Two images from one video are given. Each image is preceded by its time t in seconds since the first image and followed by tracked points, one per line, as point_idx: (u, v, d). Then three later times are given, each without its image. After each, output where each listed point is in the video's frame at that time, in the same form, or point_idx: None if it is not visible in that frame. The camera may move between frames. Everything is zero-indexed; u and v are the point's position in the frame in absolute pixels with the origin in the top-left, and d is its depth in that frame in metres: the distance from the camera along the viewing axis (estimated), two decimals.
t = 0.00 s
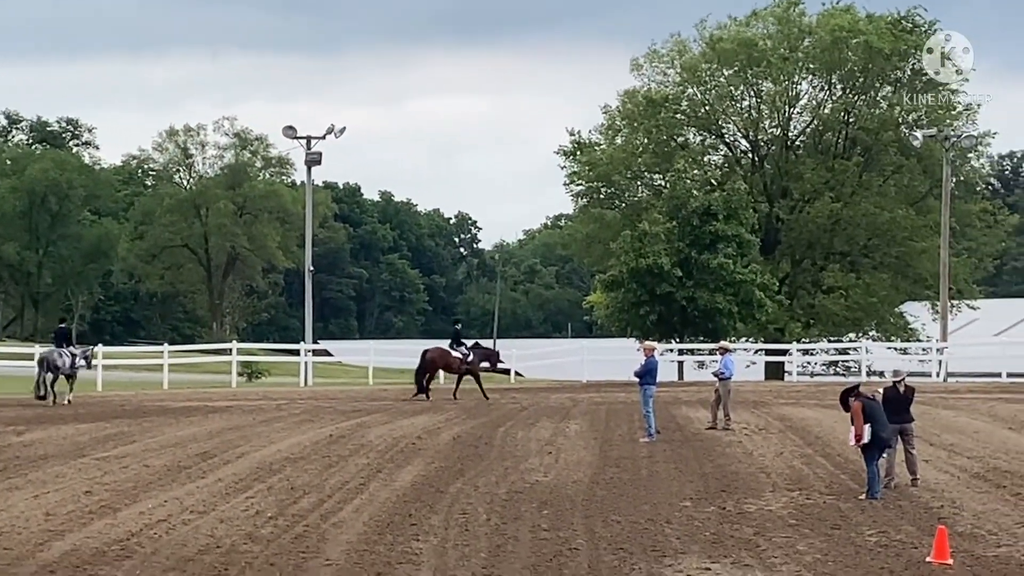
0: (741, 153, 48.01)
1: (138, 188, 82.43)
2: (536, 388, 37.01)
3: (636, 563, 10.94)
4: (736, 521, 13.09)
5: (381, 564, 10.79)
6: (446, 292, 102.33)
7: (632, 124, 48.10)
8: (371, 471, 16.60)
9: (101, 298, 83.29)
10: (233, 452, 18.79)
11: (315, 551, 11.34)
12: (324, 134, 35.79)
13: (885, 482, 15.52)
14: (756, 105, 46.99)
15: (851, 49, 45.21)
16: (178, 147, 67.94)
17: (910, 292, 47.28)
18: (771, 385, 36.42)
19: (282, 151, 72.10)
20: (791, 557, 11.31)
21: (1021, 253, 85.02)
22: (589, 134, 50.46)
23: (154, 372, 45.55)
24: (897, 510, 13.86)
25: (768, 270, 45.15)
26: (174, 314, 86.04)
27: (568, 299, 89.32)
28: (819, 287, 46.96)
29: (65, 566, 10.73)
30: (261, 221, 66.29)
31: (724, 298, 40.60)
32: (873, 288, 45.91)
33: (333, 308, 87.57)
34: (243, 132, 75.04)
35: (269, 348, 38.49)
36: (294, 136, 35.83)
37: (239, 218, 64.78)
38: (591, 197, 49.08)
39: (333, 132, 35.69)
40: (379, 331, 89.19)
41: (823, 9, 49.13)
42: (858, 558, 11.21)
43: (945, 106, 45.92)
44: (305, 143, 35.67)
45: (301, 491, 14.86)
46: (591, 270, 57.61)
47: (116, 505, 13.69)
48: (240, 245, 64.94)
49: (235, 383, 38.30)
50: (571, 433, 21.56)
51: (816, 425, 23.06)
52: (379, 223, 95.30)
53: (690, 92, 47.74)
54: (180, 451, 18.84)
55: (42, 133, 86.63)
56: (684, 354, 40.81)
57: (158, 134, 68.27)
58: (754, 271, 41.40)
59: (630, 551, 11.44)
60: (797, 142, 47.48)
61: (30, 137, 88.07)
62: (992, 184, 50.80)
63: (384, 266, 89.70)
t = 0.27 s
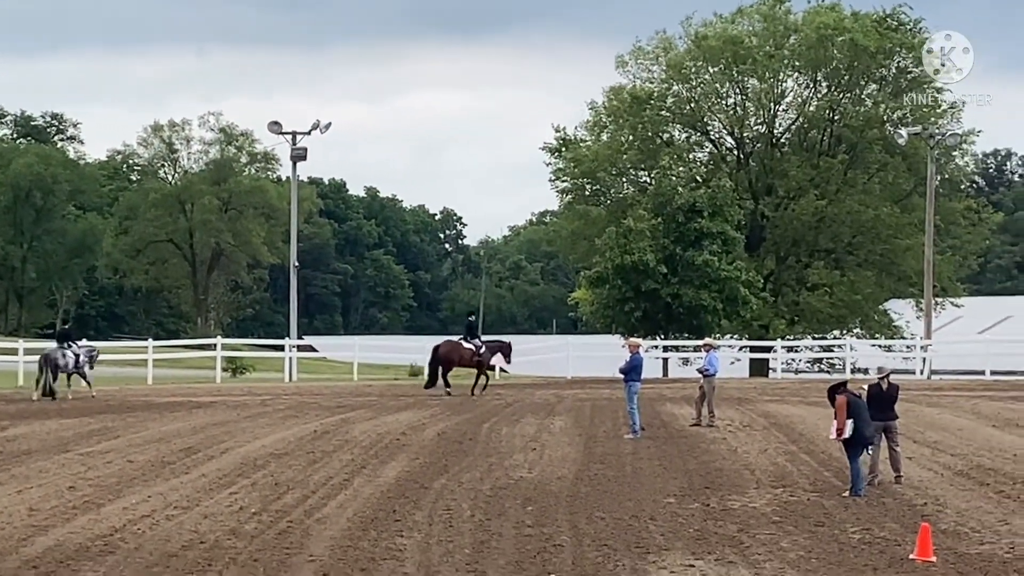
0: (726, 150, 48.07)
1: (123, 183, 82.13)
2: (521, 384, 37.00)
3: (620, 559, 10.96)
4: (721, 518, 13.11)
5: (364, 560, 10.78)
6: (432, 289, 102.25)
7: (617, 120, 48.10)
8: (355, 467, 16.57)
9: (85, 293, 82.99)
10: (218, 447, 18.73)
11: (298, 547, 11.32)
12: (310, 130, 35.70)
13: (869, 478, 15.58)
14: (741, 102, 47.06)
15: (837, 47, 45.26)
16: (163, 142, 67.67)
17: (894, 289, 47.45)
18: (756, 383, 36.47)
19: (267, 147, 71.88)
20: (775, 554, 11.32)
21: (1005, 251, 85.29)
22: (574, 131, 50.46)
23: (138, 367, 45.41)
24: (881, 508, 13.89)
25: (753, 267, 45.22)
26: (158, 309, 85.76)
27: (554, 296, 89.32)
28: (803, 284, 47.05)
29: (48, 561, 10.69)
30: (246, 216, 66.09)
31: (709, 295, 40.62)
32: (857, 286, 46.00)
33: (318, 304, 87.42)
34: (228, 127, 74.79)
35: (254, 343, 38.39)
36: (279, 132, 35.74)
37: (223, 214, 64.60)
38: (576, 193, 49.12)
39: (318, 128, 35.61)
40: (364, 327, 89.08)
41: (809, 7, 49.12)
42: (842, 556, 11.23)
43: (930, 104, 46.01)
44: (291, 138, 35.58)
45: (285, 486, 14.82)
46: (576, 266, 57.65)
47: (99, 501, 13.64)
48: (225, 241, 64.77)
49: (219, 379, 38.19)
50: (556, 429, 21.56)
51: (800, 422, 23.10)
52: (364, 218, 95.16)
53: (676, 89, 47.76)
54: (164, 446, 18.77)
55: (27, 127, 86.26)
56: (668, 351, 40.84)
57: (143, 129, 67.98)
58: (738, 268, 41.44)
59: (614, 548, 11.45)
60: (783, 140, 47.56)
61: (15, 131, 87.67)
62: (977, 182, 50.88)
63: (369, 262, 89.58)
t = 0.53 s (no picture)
0: (712, 148, 48.16)
1: (109, 179, 81.88)
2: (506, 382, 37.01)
3: (605, 557, 10.97)
4: (705, 515, 13.15)
5: (349, 557, 10.77)
6: (417, 286, 102.26)
7: (603, 118, 48.14)
8: (340, 464, 16.56)
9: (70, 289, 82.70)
10: (202, 444, 18.70)
11: (284, 544, 11.30)
12: (296, 127, 35.66)
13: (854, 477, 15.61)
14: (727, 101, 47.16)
15: (824, 46, 45.33)
16: (149, 138, 67.48)
17: (879, 288, 47.62)
18: (741, 381, 36.58)
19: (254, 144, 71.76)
20: (761, 551, 11.36)
21: (989, 250, 85.68)
22: (561, 129, 50.51)
23: (123, 364, 45.26)
24: (865, 506, 13.93)
25: (738, 265, 45.32)
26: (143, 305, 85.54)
27: (539, 293, 89.41)
28: (789, 282, 47.16)
29: (33, 557, 10.66)
30: (232, 213, 65.97)
31: (695, 293, 40.69)
32: (843, 284, 46.15)
33: (304, 301, 87.33)
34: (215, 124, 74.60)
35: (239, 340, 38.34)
36: (265, 129, 35.70)
37: (210, 211, 64.45)
38: (562, 191, 49.20)
39: (304, 125, 35.59)
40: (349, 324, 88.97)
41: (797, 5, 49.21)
42: (826, 554, 11.25)
43: (916, 103, 46.12)
44: (277, 136, 35.54)
45: (271, 483, 14.81)
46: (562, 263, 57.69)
47: (84, 497, 13.59)
48: (211, 237, 64.66)
49: (205, 375, 38.09)
50: (541, 427, 21.58)
51: (785, 421, 23.16)
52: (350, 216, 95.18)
53: (662, 87, 47.85)
54: (149, 443, 18.72)
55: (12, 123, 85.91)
56: (654, 349, 40.91)
57: (128, 125, 67.78)
58: (724, 266, 41.52)
59: (599, 545, 11.47)
60: (769, 138, 47.67)
61: None
62: (962, 181, 51.01)
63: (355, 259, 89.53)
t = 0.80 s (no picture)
0: (696, 148, 48.21)
1: (92, 176, 81.55)
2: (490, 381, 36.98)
3: (588, 556, 10.97)
4: (688, 515, 13.16)
5: (332, 555, 10.74)
6: (400, 284, 102.15)
7: (588, 117, 48.12)
8: (323, 462, 16.52)
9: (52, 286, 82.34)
10: (185, 442, 18.63)
11: (266, 542, 11.27)
12: (280, 125, 35.58)
13: (836, 476, 15.64)
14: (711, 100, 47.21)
15: (808, 46, 45.35)
16: (132, 136, 67.22)
17: (862, 288, 47.72)
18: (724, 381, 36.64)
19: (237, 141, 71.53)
20: (743, 551, 11.38)
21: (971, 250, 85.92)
22: (546, 127, 50.50)
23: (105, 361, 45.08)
24: (847, 506, 13.96)
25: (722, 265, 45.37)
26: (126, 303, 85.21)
27: (522, 292, 89.39)
28: (772, 282, 47.24)
29: (14, 555, 10.60)
30: (215, 211, 65.76)
31: (677, 293, 40.72)
32: (826, 284, 46.27)
33: (287, 299, 87.15)
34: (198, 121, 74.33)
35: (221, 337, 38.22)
36: (249, 127, 35.61)
37: (192, 209, 64.21)
38: (545, 190, 49.24)
39: (288, 123, 35.52)
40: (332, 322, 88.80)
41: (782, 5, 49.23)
42: (809, 553, 11.27)
43: (900, 104, 46.21)
44: (261, 134, 35.46)
45: (253, 481, 14.77)
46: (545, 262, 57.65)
47: (66, 494, 13.54)
48: (194, 235, 64.42)
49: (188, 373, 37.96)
50: (524, 426, 21.57)
51: (768, 420, 23.19)
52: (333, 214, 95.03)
53: (647, 86, 47.89)
54: (131, 440, 18.65)
55: None
56: (637, 348, 40.92)
57: (111, 123, 67.47)
58: (707, 266, 41.56)
59: (583, 544, 11.46)
60: (752, 138, 47.75)
61: None
62: (946, 182, 51.09)
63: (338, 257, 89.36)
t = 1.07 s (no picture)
0: (679, 147, 48.28)
1: (74, 173, 81.21)
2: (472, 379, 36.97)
3: (569, 554, 10.97)
4: (669, 514, 13.17)
5: (313, 553, 10.72)
6: (383, 282, 102.04)
7: (571, 116, 48.13)
8: (305, 460, 16.47)
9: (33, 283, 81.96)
10: (166, 439, 18.56)
11: (247, 539, 11.24)
12: (262, 122, 35.49)
13: (817, 476, 15.67)
14: (694, 100, 47.26)
15: (791, 46, 45.40)
16: (115, 133, 66.94)
17: (843, 288, 47.84)
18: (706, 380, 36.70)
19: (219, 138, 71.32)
20: (724, 550, 11.39)
21: (952, 251, 86.37)
22: (529, 125, 50.49)
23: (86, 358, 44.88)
24: (828, 505, 13.99)
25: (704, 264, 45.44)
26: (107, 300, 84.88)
27: (504, 291, 89.39)
28: (754, 281, 47.35)
29: None
30: (197, 208, 65.53)
31: (660, 292, 40.76)
32: (807, 284, 46.41)
33: (269, 297, 86.96)
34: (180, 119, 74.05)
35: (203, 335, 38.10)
36: (231, 124, 35.51)
37: (174, 206, 63.98)
38: (528, 188, 49.19)
39: (271, 121, 35.44)
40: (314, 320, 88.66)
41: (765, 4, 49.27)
42: (790, 552, 11.30)
43: (882, 103, 46.31)
44: (243, 131, 35.36)
45: (235, 479, 14.71)
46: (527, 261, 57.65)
47: (47, 491, 13.48)
48: (176, 233, 64.19)
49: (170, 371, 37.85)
50: (506, 424, 21.56)
51: (749, 420, 23.22)
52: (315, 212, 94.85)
53: (629, 85, 47.95)
54: (113, 438, 18.58)
55: None
56: (620, 347, 40.93)
57: (93, 119, 67.16)
58: (689, 266, 41.62)
59: (563, 543, 11.47)
60: (735, 138, 47.85)
61: None
62: (928, 182, 51.22)
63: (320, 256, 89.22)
